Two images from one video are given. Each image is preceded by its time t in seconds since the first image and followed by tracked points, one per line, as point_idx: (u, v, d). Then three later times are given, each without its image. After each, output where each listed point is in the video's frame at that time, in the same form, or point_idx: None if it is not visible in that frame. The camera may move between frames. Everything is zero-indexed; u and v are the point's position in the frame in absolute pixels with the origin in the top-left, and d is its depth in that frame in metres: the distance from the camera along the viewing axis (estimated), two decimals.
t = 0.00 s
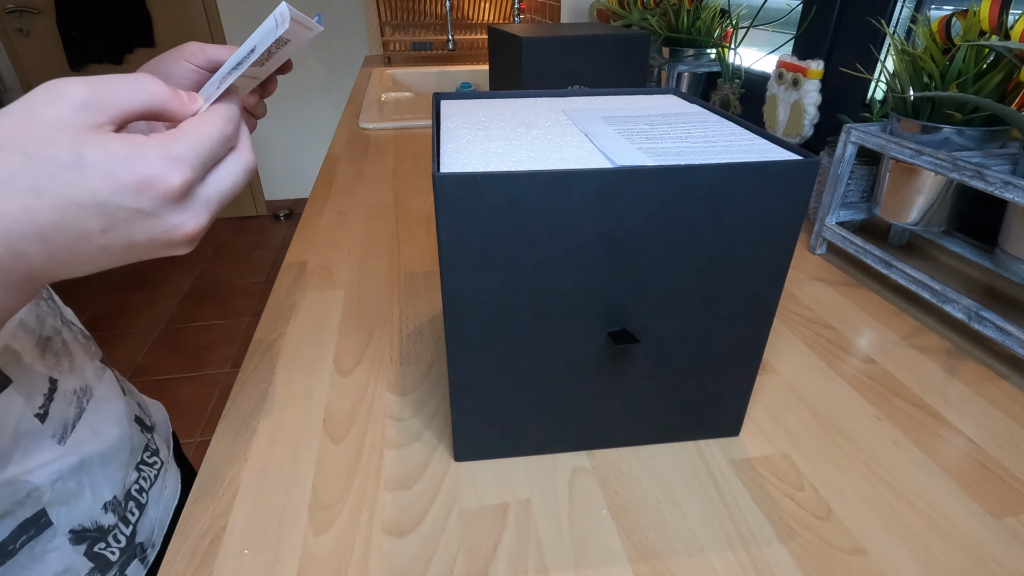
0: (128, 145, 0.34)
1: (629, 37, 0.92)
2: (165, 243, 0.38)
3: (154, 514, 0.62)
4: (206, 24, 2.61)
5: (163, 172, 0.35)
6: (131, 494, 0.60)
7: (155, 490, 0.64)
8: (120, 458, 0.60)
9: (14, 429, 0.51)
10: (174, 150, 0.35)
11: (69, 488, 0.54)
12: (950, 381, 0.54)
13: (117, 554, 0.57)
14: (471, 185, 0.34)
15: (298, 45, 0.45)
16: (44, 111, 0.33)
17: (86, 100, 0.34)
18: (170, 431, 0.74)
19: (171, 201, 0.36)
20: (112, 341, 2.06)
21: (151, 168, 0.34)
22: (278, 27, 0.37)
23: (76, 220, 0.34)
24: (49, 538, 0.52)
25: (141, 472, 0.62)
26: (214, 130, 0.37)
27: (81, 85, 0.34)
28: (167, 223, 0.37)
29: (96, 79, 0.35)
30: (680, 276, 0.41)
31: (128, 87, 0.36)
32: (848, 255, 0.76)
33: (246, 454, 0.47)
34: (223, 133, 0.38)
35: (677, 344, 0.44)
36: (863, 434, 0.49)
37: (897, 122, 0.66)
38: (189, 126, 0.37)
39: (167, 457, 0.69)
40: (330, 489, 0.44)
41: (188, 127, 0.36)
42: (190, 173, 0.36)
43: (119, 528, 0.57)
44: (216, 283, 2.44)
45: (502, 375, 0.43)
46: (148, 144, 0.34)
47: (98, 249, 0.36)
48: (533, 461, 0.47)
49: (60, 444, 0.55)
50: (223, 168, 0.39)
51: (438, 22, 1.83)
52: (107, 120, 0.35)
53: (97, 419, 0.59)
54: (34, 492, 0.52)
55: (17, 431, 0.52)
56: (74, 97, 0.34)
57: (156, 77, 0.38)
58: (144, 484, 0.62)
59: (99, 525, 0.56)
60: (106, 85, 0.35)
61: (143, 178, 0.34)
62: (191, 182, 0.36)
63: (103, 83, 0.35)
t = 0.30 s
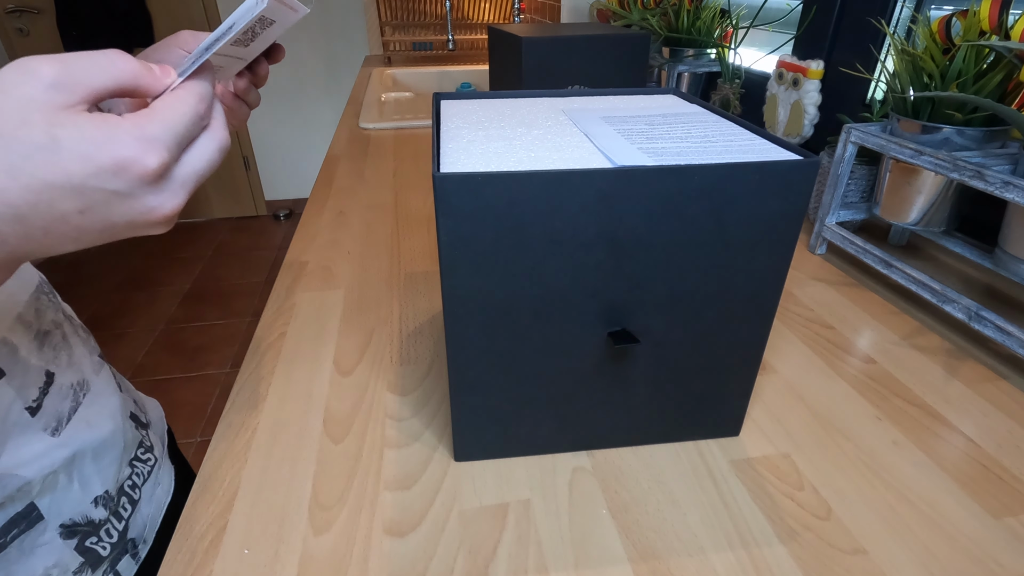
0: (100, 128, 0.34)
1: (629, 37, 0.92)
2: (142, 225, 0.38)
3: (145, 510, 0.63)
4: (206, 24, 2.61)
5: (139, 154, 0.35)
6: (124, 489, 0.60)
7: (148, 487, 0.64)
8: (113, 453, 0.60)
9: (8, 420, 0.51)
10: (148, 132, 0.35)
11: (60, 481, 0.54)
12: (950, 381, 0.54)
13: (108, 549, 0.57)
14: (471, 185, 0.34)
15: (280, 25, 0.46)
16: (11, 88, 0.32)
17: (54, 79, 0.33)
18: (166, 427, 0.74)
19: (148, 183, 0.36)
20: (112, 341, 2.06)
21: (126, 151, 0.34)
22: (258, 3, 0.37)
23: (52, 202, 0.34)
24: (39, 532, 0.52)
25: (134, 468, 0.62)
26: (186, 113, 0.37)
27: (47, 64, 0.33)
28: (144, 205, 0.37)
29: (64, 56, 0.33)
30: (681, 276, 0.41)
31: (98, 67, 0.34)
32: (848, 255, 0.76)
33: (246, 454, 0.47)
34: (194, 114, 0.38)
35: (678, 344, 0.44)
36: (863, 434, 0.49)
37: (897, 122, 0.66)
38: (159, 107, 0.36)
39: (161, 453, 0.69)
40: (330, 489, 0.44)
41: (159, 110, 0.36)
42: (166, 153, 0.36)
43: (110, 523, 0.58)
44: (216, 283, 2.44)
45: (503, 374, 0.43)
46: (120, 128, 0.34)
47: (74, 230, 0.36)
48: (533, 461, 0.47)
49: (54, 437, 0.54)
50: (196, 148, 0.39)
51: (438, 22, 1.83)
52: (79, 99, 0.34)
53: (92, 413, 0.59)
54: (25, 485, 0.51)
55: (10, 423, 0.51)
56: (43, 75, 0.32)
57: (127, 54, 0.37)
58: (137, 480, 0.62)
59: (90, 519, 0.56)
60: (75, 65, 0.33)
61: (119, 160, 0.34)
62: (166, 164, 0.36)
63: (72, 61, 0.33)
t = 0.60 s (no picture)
0: (106, 98, 0.34)
1: (629, 37, 0.92)
2: (152, 198, 0.38)
3: (154, 498, 0.63)
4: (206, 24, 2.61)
5: (145, 125, 0.35)
6: (134, 477, 0.60)
7: (156, 476, 0.64)
8: (125, 440, 0.60)
9: (29, 403, 0.52)
10: (154, 104, 0.35)
11: (78, 466, 0.54)
12: (950, 381, 0.54)
13: (123, 534, 0.57)
14: (471, 185, 0.34)
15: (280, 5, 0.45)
16: (20, 64, 0.32)
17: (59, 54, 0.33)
18: (168, 420, 0.74)
19: (156, 154, 0.36)
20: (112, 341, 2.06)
21: (133, 122, 0.34)
22: None
23: (62, 174, 0.34)
24: (59, 516, 0.52)
25: (142, 457, 0.63)
26: (190, 86, 0.37)
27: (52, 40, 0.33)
28: (153, 177, 0.37)
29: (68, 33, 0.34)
30: (681, 276, 0.41)
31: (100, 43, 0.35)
32: (848, 255, 0.76)
33: (246, 454, 0.47)
34: (198, 87, 0.38)
35: (678, 345, 0.44)
36: (863, 434, 0.49)
37: (897, 122, 0.66)
38: (163, 81, 0.36)
39: (165, 444, 0.69)
40: (330, 489, 0.44)
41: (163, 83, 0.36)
42: (172, 126, 0.36)
43: (124, 509, 0.57)
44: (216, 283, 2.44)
45: (503, 374, 0.43)
46: (125, 99, 0.34)
47: (86, 205, 0.36)
48: (533, 461, 0.47)
49: (72, 422, 0.55)
50: (201, 123, 0.39)
51: (438, 22, 1.83)
52: (85, 74, 0.34)
53: (105, 400, 0.60)
54: (47, 470, 0.52)
55: (28, 406, 0.52)
56: (50, 51, 0.33)
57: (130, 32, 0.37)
58: (145, 469, 0.62)
59: (106, 505, 0.56)
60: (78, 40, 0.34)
61: (127, 131, 0.34)
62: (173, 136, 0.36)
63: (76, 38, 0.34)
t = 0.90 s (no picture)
0: (125, 85, 0.34)
1: (629, 36, 0.92)
2: (170, 184, 0.38)
3: (169, 500, 0.63)
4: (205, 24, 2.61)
5: (163, 112, 0.34)
6: (150, 478, 0.60)
7: (170, 477, 0.64)
8: (141, 440, 0.60)
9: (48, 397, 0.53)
10: (171, 91, 0.35)
11: (96, 467, 0.54)
12: (950, 381, 0.54)
13: (139, 535, 0.57)
14: (471, 185, 0.34)
15: None
16: (39, 52, 0.32)
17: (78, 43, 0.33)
18: (180, 421, 0.74)
19: (173, 142, 0.36)
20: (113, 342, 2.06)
21: (152, 110, 0.34)
22: None
23: (83, 162, 0.34)
24: (78, 518, 0.52)
25: (158, 458, 0.63)
26: (205, 74, 0.37)
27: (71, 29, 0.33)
28: (171, 164, 0.36)
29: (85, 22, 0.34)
30: (681, 276, 0.41)
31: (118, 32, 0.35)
32: (848, 255, 0.76)
33: (246, 454, 0.47)
34: (213, 76, 0.37)
35: (678, 344, 0.44)
36: (863, 434, 0.49)
37: (897, 122, 0.66)
38: (179, 70, 0.36)
39: (179, 446, 0.69)
40: (330, 489, 0.44)
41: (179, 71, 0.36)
42: (189, 113, 0.36)
43: (141, 510, 0.57)
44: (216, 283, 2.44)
45: (503, 374, 0.43)
46: (144, 86, 0.34)
47: (105, 191, 0.36)
48: (533, 461, 0.47)
49: (91, 418, 0.55)
50: (217, 110, 0.38)
51: (438, 22, 1.83)
52: (103, 62, 0.34)
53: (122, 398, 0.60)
54: (66, 470, 0.52)
55: (46, 400, 0.52)
56: (67, 39, 0.33)
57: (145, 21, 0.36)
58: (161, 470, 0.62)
59: (124, 505, 0.56)
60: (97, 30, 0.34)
61: (145, 119, 0.34)
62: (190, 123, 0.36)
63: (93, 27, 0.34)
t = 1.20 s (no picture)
0: (126, 89, 0.34)
1: (629, 36, 0.92)
2: (172, 193, 0.38)
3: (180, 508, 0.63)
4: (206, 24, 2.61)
5: (165, 117, 0.34)
6: (163, 487, 0.61)
7: (183, 485, 0.64)
8: (154, 450, 0.60)
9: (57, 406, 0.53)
10: (174, 95, 0.35)
11: (109, 478, 0.55)
12: (950, 381, 0.54)
13: (150, 546, 0.57)
14: (471, 185, 0.34)
15: None
16: (40, 54, 0.32)
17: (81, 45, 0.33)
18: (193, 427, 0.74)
19: (175, 147, 0.35)
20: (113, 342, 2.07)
21: (154, 115, 0.34)
22: None
23: (81, 168, 0.34)
24: (91, 528, 0.53)
25: (172, 467, 0.63)
26: (211, 78, 0.37)
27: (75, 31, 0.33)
28: (172, 171, 0.37)
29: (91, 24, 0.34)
30: (681, 276, 0.41)
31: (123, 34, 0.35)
32: (848, 255, 0.76)
33: (247, 454, 0.47)
34: (219, 80, 0.37)
35: (678, 344, 0.44)
36: (863, 434, 0.49)
37: (897, 122, 0.66)
38: (184, 72, 0.36)
39: (191, 452, 0.70)
40: (330, 489, 0.44)
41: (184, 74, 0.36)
42: (192, 118, 0.36)
43: (153, 520, 0.58)
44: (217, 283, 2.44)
45: (504, 374, 0.43)
46: (147, 90, 0.34)
47: (105, 199, 0.36)
48: (533, 461, 0.47)
49: (101, 426, 0.55)
50: (223, 116, 0.39)
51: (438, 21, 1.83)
52: (106, 65, 0.34)
53: (135, 404, 0.60)
54: (78, 480, 0.52)
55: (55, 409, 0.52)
56: (69, 40, 0.33)
57: (151, 23, 0.37)
58: (174, 479, 0.63)
59: (136, 516, 0.56)
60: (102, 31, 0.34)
61: (146, 123, 0.34)
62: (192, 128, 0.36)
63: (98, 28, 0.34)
